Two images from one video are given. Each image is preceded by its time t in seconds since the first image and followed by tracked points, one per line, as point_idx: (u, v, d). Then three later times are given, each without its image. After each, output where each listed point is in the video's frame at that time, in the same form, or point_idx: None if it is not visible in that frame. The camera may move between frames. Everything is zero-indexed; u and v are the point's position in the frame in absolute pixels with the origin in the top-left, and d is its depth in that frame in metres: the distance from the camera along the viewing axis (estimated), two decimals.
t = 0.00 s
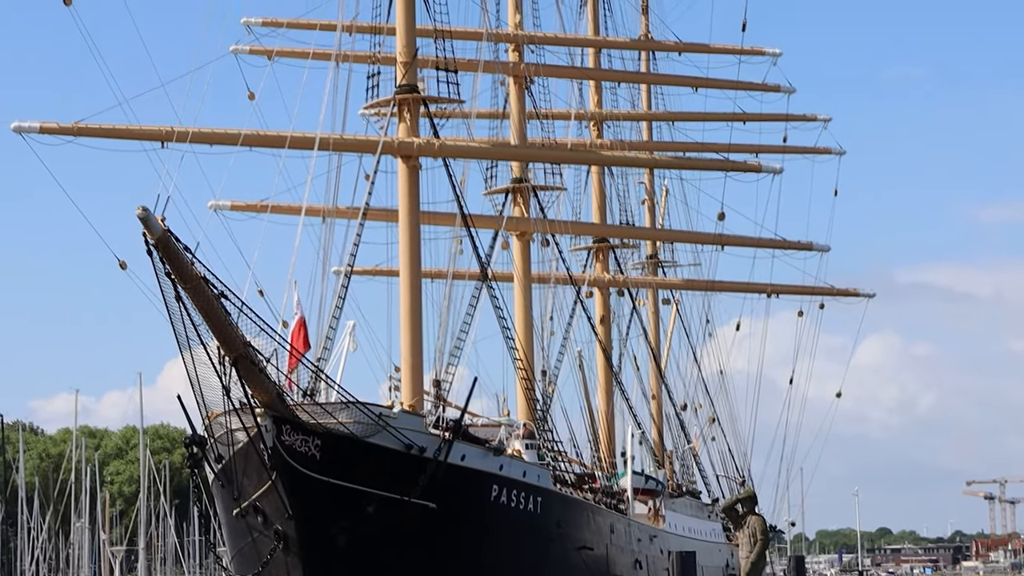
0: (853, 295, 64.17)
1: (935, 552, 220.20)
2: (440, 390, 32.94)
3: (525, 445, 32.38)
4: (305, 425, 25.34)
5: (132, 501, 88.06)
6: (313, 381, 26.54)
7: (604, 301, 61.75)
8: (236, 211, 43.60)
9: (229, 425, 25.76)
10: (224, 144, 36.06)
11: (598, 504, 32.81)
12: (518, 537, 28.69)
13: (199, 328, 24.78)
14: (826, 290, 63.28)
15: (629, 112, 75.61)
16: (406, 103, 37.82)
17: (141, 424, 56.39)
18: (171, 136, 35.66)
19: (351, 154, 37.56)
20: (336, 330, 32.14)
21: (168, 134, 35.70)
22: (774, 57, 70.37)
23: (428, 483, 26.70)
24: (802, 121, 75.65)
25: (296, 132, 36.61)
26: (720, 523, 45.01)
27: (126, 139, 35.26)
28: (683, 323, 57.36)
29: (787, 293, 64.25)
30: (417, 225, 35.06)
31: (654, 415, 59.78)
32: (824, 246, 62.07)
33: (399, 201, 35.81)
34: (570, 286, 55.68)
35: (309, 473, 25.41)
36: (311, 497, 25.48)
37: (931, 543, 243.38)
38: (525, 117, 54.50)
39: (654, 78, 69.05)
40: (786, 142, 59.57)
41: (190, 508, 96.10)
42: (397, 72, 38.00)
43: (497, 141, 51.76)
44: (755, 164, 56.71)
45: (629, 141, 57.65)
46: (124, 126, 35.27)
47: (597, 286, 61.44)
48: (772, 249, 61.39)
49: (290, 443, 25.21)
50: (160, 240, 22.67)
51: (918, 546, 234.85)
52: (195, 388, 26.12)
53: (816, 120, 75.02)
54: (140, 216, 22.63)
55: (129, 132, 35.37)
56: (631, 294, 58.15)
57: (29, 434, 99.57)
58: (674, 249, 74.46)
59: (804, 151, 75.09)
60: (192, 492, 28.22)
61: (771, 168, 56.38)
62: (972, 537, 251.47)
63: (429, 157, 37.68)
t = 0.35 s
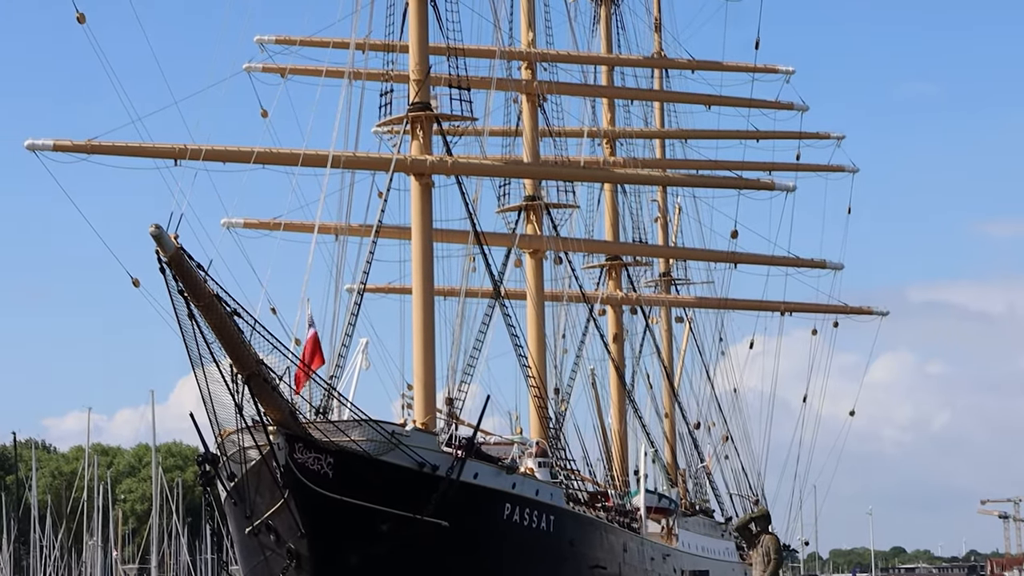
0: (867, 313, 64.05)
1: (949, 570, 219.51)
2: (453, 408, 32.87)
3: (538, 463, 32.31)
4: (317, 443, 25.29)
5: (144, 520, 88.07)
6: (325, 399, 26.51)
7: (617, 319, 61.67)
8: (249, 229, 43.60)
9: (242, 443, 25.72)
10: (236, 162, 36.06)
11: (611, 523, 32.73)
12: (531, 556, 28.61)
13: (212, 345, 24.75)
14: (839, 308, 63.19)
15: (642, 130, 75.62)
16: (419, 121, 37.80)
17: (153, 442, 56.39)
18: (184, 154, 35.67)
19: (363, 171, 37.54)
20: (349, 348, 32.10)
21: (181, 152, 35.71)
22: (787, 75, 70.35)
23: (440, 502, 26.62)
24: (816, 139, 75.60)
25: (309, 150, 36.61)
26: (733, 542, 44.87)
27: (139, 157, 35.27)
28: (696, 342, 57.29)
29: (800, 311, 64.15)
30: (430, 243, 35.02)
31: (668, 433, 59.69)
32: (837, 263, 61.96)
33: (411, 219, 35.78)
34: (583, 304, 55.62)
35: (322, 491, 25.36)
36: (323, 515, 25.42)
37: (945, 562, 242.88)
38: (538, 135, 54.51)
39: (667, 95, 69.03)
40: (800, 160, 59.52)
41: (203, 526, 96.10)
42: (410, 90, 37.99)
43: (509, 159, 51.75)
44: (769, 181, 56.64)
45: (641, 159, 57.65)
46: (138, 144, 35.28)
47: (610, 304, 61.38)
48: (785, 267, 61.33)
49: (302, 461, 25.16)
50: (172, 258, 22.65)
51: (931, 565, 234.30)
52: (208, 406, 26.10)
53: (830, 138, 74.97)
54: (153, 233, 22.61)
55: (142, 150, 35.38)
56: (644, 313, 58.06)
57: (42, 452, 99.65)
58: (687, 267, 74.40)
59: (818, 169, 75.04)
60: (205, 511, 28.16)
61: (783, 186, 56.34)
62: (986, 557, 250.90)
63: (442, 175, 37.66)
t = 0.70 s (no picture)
0: (877, 329, 63.98)
1: None
2: (464, 424, 32.84)
3: (549, 479, 32.24)
4: (327, 459, 25.26)
5: (155, 536, 88.06)
6: (335, 416, 26.49)
7: (627, 335, 61.62)
8: (259, 245, 43.59)
9: (252, 459, 25.69)
10: (247, 178, 36.07)
11: (621, 539, 32.68)
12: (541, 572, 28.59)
13: (222, 361, 24.73)
14: (850, 325, 63.12)
15: (652, 147, 75.62)
16: (428, 137, 37.79)
17: (163, 457, 56.36)
18: (195, 170, 35.68)
19: (373, 187, 37.53)
20: (359, 365, 32.06)
21: (192, 168, 35.73)
22: (797, 92, 70.34)
23: (451, 518, 26.59)
24: (826, 155, 75.58)
25: (319, 166, 36.62)
26: (743, 559, 44.81)
27: (149, 173, 35.27)
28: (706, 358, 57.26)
29: (810, 327, 64.07)
30: (441, 259, 34.99)
31: (678, 449, 59.64)
32: (848, 280, 61.91)
33: (422, 235, 35.78)
34: (593, 320, 55.59)
35: (332, 507, 25.31)
36: (333, 532, 25.36)
37: None
38: (548, 151, 54.50)
39: (677, 112, 69.05)
40: (810, 177, 59.49)
41: (213, 542, 96.06)
42: (419, 106, 37.99)
43: (519, 175, 51.76)
44: (779, 198, 56.64)
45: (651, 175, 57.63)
46: (148, 160, 35.27)
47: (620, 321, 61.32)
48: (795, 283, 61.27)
49: (313, 477, 25.11)
50: (183, 274, 22.66)
51: None
52: (218, 422, 26.07)
53: (840, 154, 74.96)
54: (163, 249, 22.61)
55: (152, 166, 35.38)
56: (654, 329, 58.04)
57: (53, 468, 99.65)
58: (698, 283, 74.40)
59: (828, 186, 75.01)
60: (215, 527, 28.12)
61: (794, 203, 56.30)
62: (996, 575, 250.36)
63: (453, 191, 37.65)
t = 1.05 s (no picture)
0: (883, 350, 63.98)
1: None
2: (470, 445, 32.86)
3: (555, 501, 32.27)
4: (334, 481, 25.29)
5: (161, 557, 88.04)
6: (342, 437, 26.52)
7: (633, 356, 61.64)
8: (266, 266, 43.67)
9: (258, 481, 25.74)
10: (254, 200, 36.14)
11: (628, 561, 32.67)
12: None
13: (228, 382, 24.77)
14: (856, 346, 63.11)
15: (658, 168, 75.70)
16: (435, 158, 37.87)
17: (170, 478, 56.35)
18: (202, 192, 35.75)
19: (380, 209, 37.59)
20: (366, 386, 32.12)
21: (199, 190, 35.81)
22: (803, 113, 70.44)
23: (457, 539, 26.61)
24: (832, 177, 75.66)
25: (326, 187, 36.69)
26: None
27: (156, 194, 35.36)
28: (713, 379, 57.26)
29: (817, 348, 64.07)
30: (447, 281, 35.05)
31: (684, 471, 59.61)
32: (854, 301, 61.93)
33: (428, 257, 35.84)
34: (599, 341, 55.64)
35: (338, 528, 25.34)
36: (340, 553, 25.38)
37: None
38: (555, 172, 54.59)
39: (683, 133, 69.14)
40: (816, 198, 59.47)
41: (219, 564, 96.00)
42: (425, 128, 38.07)
43: (525, 196, 51.85)
44: (784, 219, 56.71)
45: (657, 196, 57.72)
46: (155, 181, 35.36)
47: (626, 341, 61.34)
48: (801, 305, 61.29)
49: (319, 498, 25.16)
50: (190, 295, 22.71)
51: None
52: (225, 443, 26.11)
53: (847, 175, 75.02)
54: (170, 271, 22.66)
55: (159, 187, 35.47)
56: (661, 350, 58.06)
57: (60, 489, 99.67)
58: (704, 304, 74.42)
59: (834, 208, 75.06)
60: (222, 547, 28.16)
61: (799, 224, 56.35)
62: None
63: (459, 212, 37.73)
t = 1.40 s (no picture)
0: (887, 382, 64.02)
1: None
2: (474, 477, 32.93)
3: (559, 532, 32.32)
4: (338, 512, 25.35)
5: None
6: (346, 468, 26.60)
7: (637, 388, 61.69)
8: (271, 297, 43.78)
9: (263, 511, 25.82)
10: (259, 231, 36.27)
11: None
12: None
13: (232, 414, 24.85)
14: (860, 378, 63.15)
15: (662, 200, 75.86)
16: (439, 190, 38.00)
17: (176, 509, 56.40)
18: (207, 223, 35.90)
19: (384, 240, 37.70)
20: (370, 417, 32.20)
21: (204, 222, 35.95)
22: (807, 145, 70.62)
23: (461, 570, 26.64)
24: (836, 209, 75.79)
25: (330, 219, 36.81)
26: None
27: (161, 226, 35.50)
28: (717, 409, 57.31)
29: (820, 380, 64.13)
30: (451, 312, 35.14)
31: (688, 502, 59.61)
32: (857, 332, 61.99)
33: (432, 288, 35.95)
34: (603, 372, 55.71)
35: (342, 559, 25.42)
36: None
37: None
38: (559, 203, 54.74)
39: (687, 165, 69.30)
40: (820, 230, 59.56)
41: None
42: (430, 160, 38.22)
43: (529, 227, 51.99)
44: (788, 251, 56.81)
45: (662, 227, 57.84)
46: (161, 213, 35.50)
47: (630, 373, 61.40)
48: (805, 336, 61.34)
49: (323, 529, 25.24)
50: (194, 326, 22.80)
51: None
52: (229, 474, 26.17)
53: (851, 207, 75.15)
54: (174, 302, 22.76)
55: (164, 220, 35.61)
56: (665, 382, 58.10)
57: (65, 520, 99.67)
58: (709, 335, 74.49)
59: (838, 239, 75.18)
60: None
61: (803, 255, 56.44)
62: None
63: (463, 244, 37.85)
